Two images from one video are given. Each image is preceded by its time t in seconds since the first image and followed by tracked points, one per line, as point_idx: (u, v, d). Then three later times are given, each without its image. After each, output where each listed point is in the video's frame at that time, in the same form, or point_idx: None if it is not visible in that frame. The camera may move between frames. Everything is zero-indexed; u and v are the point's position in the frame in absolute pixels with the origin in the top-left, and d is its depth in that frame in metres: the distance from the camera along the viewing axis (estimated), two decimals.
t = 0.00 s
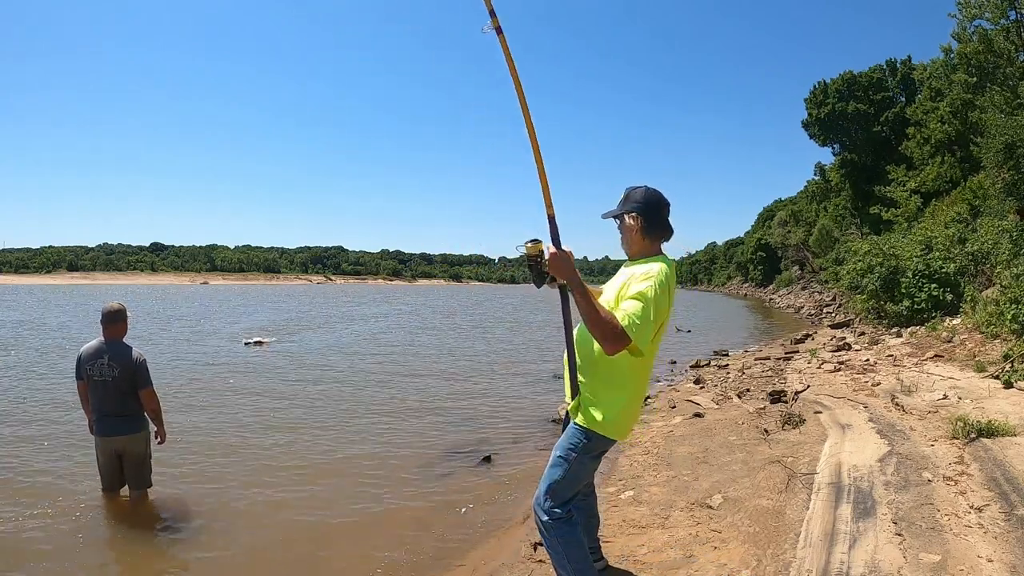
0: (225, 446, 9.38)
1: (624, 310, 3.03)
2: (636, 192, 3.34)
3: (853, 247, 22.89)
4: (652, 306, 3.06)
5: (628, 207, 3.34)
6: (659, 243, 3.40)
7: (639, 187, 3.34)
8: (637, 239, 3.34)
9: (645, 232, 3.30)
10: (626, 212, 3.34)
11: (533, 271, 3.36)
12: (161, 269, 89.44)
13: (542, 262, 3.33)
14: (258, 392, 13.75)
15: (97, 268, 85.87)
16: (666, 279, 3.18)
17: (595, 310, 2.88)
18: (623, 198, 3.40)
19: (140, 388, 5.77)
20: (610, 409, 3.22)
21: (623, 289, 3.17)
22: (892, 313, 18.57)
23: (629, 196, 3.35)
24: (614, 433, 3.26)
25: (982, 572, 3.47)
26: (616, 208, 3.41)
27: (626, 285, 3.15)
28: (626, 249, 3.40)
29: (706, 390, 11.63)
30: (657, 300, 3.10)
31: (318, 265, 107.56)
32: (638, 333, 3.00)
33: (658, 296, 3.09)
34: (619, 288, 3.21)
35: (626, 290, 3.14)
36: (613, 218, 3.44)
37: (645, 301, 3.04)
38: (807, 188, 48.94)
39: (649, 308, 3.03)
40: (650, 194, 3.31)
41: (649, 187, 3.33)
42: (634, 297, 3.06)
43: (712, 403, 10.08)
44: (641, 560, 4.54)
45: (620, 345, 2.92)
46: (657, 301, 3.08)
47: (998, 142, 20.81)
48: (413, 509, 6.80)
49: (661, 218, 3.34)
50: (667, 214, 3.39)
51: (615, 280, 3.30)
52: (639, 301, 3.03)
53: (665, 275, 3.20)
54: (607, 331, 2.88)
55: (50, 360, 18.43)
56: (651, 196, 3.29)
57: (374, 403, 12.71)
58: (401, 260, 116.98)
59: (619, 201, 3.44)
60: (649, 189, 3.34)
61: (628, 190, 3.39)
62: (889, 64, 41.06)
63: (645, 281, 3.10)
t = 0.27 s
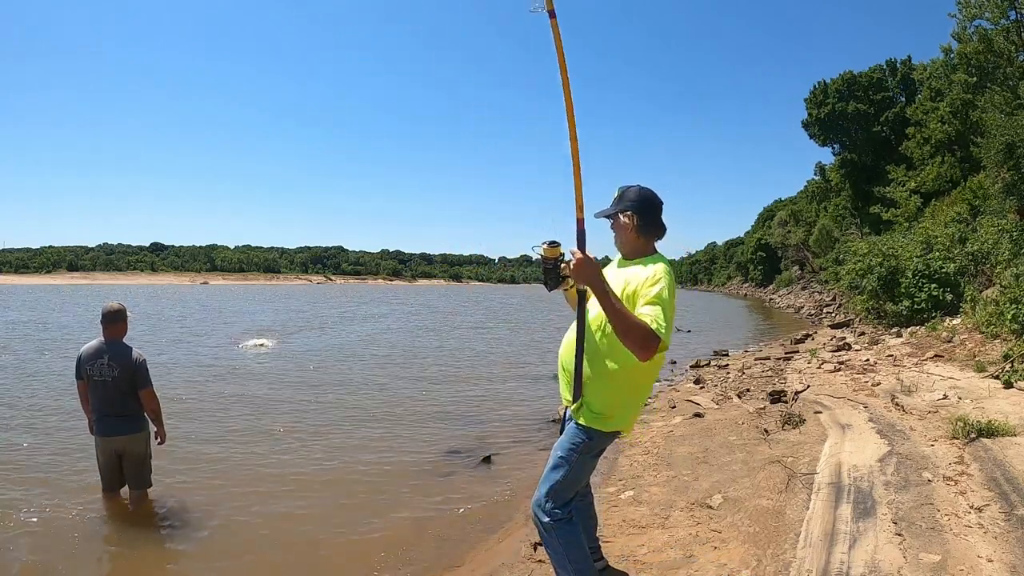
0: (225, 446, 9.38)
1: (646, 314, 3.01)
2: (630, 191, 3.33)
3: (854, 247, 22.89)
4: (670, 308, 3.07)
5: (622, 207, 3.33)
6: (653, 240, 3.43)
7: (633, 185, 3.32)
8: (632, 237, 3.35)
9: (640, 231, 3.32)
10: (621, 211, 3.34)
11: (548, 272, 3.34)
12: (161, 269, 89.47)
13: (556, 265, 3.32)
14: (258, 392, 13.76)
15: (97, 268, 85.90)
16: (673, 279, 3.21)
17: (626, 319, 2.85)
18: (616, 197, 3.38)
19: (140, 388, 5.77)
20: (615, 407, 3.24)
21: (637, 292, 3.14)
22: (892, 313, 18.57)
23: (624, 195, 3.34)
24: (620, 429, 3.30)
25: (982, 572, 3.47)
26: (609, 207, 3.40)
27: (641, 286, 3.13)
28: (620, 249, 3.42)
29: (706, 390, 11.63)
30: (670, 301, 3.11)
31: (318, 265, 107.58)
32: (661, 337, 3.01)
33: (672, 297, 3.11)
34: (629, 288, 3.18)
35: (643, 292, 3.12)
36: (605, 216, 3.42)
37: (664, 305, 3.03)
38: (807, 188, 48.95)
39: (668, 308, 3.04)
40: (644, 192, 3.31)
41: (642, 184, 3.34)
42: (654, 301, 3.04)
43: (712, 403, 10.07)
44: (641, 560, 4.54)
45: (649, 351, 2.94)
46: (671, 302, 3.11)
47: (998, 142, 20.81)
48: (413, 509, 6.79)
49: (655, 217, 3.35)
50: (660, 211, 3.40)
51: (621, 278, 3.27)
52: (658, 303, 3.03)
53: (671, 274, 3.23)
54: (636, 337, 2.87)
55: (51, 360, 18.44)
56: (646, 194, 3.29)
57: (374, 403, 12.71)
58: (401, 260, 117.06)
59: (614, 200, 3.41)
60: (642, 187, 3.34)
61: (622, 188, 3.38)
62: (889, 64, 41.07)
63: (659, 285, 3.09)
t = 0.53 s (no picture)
0: (225, 446, 9.38)
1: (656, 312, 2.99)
2: (619, 188, 3.33)
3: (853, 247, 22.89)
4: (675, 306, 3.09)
5: (612, 203, 3.33)
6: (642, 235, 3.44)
7: (622, 182, 3.34)
8: (621, 232, 3.35)
9: (630, 227, 3.32)
10: (610, 207, 3.33)
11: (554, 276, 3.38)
12: (161, 269, 89.50)
13: (562, 267, 3.34)
14: (258, 392, 13.77)
15: (97, 268, 85.92)
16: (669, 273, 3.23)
17: (642, 322, 2.84)
18: (605, 193, 3.38)
19: (139, 388, 5.77)
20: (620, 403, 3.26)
21: (639, 291, 3.13)
22: (892, 313, 18.58)
23: (613, 192, 3.34)
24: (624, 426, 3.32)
25: (982, 572, 3.47)
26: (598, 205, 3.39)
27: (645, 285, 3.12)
28: (610, 246, 3.42)
29: (706, 390, 11.63)
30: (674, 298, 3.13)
31: (318, 265, 107.57)
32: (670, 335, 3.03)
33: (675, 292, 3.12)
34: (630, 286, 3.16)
35: (648, 291, 3.10)
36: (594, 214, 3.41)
37: (672, 303, 3.04)
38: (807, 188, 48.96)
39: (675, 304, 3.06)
40: (633, 188, 3.32)
41: (629, 181, 3.35)
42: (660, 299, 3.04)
43: (712, 403, 10.07)
44: (641, 560, 4.54)
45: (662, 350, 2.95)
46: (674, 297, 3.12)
47: (998, 141, 20.80)
48: (413, 509, 6.80)
49: (644, 212, 3.36)
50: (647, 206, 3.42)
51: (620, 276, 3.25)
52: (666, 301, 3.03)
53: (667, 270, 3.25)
54: (650, 339, 2.87)
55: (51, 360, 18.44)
56: (634, 190, 3.30)
57: (375, 403, 12.71)
58: (401, 260, 117.03)
59: (602, 196, 3.40)
60: (630, 184, 3.35)
61: (611, 185, 3.39)
62: (889, 64, 41.07)
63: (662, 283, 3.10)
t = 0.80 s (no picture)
0: (225, 446, 9.38)
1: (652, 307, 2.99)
2: (604, 183, 3.33)
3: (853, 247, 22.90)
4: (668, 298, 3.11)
5: (599, 198, 3.34)
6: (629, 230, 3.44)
7: (608, 178, 3.33)
8: (608, 228, 3.36)
9: (617, 223, 3.33)
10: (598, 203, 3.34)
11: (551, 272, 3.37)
12: (161, 269, 89.56)
13: (560, 263, 3.35)
14: (257, 392, 13.77)
15: (97, 268, 85.90)
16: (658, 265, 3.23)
17: (638, 315, 2.86)
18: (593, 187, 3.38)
19: (139, 389, 5.76)
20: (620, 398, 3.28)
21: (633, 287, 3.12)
22: (892, 313, 18.59)
23: (599, 186, 3.35)
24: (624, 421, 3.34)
25: (982, 572, 3.47)
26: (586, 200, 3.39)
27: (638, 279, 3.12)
28: (597, 242, 3.43)
29: (706, 390, 11.64)
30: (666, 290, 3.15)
31: (318, 265, 107.56)
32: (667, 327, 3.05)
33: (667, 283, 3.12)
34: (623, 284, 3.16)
35: (641, 285, 3.10)
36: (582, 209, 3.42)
37: (666, 295, 3.05)
38: (807, 188, 48.97)
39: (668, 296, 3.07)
40: (618, 183, 3.32)
41: (616, 176, 3.34)
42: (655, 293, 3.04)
43: (712, 403, 10.08)
44: (641, 560, 4.54)
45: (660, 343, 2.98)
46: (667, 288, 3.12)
47: (997, 141, 20.80)
48: (414, 508, 6.80)
49: (631, 207, 3.38)
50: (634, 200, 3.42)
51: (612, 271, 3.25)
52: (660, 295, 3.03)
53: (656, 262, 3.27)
54: (648, 332, 2.90)
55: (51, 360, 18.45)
56: (619, 185, 3.31)
57: (375, 403, 12.71)
58: (401, 260, 117.03)
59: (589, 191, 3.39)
60: (617, 179, 3.34)
61: (598, 180, 3.38)
62: (889, 64, 41.07)
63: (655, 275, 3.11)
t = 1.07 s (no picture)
0: (225, 446, 9.38)
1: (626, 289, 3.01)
2: (588, 181, 3.46)
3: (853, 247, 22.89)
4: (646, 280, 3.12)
5: (581, 196, 3.46)
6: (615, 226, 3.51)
7: (591, 176, 3.45)
8: (590, 224, 3.49)
9: (598, 218, 3.44)
10: (580, 201, 3.46)
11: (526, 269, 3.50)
12: (161, 269, 89.52)
13: (533, 255, 3.46)
14: (257, 392, 13.77)
15: (97, 268, 85.85)
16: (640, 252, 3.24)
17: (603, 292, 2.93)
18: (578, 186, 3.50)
19: (139, 389, 5.77)
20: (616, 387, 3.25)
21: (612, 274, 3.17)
22: (892, 313, 18.59)
23: (582, 185, 3.47)
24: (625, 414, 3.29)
25: (982, 572, 3.47)
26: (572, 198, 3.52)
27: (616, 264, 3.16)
28: (583, 239, 3.53)
29: (706, 390, 11.64)
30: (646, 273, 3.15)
31: (318, 264, 107.53)
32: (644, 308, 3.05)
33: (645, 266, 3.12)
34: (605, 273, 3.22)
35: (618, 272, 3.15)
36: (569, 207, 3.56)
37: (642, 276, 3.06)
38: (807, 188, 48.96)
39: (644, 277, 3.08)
40: (601, 181, 3.43)
41: (600, 175, 3.45)
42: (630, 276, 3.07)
43: (712, 403, 10.08)
44: (640, 560, 4.54)
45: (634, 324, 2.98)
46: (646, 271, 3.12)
47: (998, 141, 20.79)
48: (414, 509, 6.79)
49: (614, 202, 3.47)
50: (619, 201, 3.50)
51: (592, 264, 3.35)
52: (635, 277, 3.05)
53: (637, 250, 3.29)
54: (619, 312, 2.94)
55: (51, 360, 18.43)
56: (602, 183, 3.42)
57: (375, 403, 12.69)
58: (401, 260, 117.01)
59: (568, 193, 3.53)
60: (600, 178, 3.45)
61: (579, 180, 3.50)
62: (889, 64, 41.07)
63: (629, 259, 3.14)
